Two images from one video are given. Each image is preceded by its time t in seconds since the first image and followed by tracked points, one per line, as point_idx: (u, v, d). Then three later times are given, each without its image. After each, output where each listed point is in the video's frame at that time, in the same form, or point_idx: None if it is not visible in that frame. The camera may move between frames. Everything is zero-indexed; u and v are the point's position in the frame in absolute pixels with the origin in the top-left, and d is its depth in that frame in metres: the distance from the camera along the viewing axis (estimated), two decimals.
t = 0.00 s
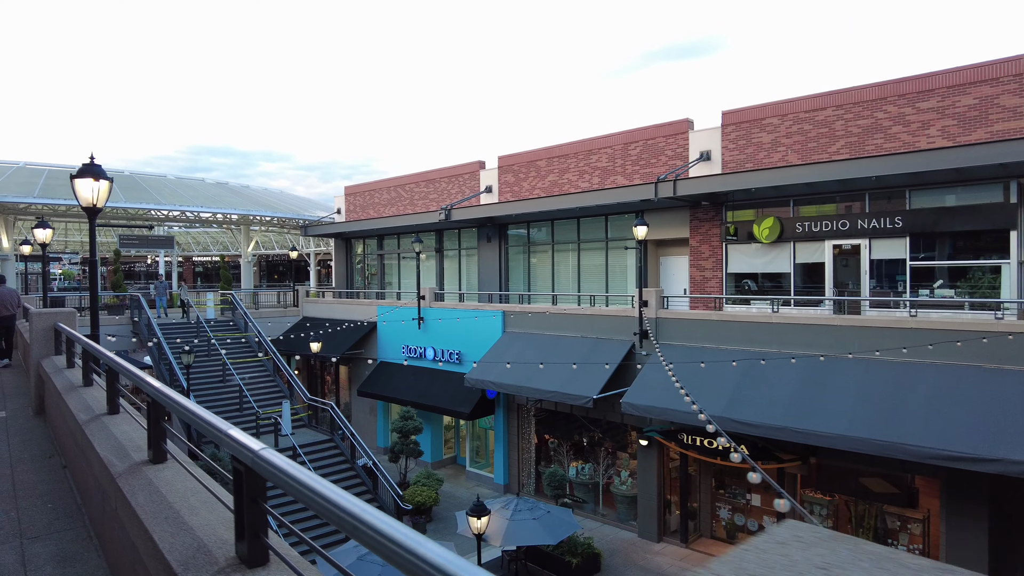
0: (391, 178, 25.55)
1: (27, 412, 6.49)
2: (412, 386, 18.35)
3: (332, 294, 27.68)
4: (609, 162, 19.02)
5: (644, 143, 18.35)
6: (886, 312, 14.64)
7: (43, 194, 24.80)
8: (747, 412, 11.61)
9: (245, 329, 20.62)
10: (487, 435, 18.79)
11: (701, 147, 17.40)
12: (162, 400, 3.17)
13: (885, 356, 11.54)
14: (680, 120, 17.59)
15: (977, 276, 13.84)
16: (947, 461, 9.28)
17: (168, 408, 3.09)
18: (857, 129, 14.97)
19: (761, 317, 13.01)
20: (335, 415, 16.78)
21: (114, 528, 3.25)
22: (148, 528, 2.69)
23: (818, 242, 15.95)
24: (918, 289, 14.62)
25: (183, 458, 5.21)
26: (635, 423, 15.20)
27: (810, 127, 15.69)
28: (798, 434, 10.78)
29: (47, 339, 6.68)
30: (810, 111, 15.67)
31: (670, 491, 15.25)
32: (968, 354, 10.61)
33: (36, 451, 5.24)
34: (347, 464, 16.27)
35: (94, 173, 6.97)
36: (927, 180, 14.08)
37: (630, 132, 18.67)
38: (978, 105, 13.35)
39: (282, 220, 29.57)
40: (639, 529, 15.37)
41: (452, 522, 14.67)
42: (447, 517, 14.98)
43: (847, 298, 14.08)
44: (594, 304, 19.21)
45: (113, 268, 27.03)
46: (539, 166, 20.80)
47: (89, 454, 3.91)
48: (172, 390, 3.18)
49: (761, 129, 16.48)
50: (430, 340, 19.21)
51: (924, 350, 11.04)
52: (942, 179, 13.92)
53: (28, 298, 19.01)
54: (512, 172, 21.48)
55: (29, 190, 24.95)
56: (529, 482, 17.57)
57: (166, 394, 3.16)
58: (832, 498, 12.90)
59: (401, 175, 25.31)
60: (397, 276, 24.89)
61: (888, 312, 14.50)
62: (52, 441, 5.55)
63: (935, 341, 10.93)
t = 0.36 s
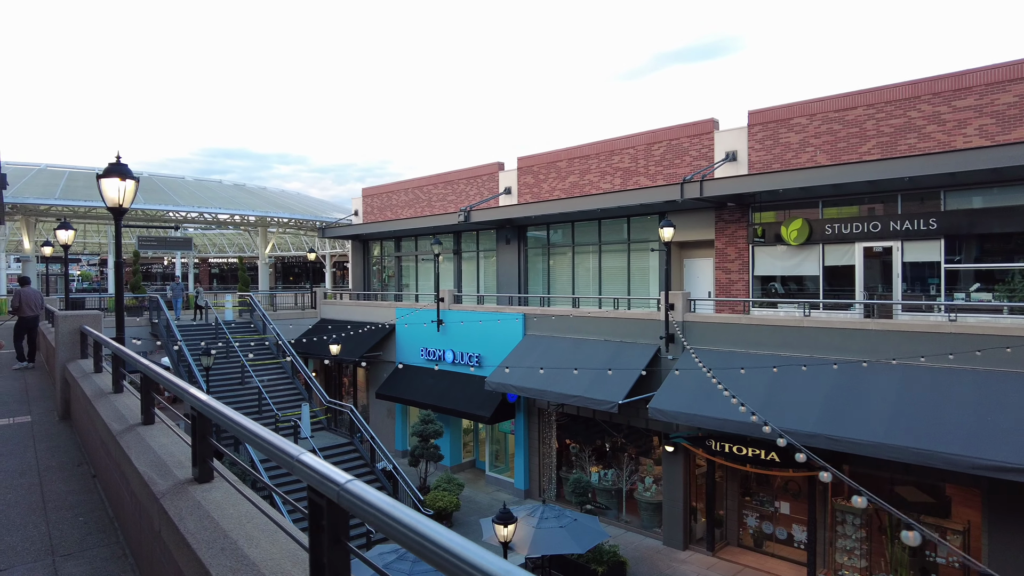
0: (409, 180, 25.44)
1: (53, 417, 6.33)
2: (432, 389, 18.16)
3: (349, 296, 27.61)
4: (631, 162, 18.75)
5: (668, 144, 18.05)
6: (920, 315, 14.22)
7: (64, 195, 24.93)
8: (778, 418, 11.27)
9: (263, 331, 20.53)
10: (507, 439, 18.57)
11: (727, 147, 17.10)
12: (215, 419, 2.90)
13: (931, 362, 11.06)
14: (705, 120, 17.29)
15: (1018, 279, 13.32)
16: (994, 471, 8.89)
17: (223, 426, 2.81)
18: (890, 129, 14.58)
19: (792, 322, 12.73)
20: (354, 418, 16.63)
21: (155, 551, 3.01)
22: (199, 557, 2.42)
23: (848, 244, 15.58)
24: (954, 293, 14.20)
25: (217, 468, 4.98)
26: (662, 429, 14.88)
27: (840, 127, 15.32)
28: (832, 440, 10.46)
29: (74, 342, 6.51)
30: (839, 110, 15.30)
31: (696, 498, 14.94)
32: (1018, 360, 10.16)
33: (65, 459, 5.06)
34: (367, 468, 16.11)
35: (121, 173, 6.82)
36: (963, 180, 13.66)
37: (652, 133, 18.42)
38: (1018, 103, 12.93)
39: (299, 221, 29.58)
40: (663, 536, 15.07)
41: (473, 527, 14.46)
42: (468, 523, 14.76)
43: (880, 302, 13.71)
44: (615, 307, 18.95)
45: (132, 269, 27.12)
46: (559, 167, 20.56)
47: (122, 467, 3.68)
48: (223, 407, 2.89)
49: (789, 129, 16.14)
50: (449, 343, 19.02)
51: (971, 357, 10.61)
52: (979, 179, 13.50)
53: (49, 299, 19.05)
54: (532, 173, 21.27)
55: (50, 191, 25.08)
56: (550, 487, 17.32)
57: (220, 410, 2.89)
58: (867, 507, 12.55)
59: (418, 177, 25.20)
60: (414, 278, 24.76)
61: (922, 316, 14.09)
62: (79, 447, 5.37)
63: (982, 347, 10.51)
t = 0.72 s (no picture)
0: (423, 179, 25.24)
1: (67, 420, 6.14)
2: (447, 389, 17.95)
3: (362, 296, 27.48)
4: (650, 159, 18.45)
5: (687, 139, 17.77)
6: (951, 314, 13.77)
7: (79, 195, 24.97)
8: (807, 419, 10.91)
9: (278, 331, 20.40)
10: (524, 441, 18.33)
11: (749, 143, 16.75)
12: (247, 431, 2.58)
13: (973, 362, 10.58)
14: (726, 114, 16.93)
15: None
16: None
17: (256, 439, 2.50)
18: (919, 122, 14.15)
19: (819, 320, 12.34)
20: (370, 419, 16.45)
21: None
22: None
23: (875, 241, 15.16)
24: (987, 290, 13.71)
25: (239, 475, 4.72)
26: (684, 431, 14.59)
27: (866, 120, 14.91)
28: (864, 444, 10.07)
29: (89, 343, 6.31)
30: (866, 103, 14.89)
31: (719, 501, 14.61)
32: None
33: (78, 465, 4.84)
34: (383, 469, 15.94)
35: (135, 169, 6.61)
36: (996, 174, 13.21)
37: (672, 128, 18.10)
38: None
39: (312, 221, 29.50)
40: (685, 540, 14.76)
41: (492, 530, 14.23)
42: (487, 525, 14.54)
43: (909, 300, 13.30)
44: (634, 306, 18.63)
45: (147, 269, 27.14)
46: (575, 164, 20.27)
47: (139, 478, 3.43)
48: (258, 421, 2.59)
49: (813, 123, 15.74)
50: (465, 342, 18.80)
51: (1016, 357, 10.11)
52: (1014, 172, 13.04)
53: (65, 299, 19.02)
54: (547, 171, 21.00)
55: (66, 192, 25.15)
56: (568, 489, 17.04)
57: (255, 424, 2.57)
58: (898, 512, 12.14)
59: (432, 176, 25.01)
60: (428, 277, 24.58)
61: (953, 314, 13.65)
62: (94, 453, 5.15)
63: None
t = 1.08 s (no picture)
0: (442, 177, 25.02)
1: (87, 426, 5.94)
2: (468, 390, 17.72)
3: (380, 295, 27.35)
4: (674, 154, 18.11)
5: (714, 135, 17.42)
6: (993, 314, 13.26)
7: (99, 195, 25.06)
8: (845, 424, 10.57)
9: (297, 330, 20.28)
10: (546, 442, 18.06)
11: (777, 138, 16.31)
12: (267, 441, 2.21)
13: None
14: (753, 109, 16.52)
15: None
16: None
17: (278, 452, 2.13)
18: (957, 114, 13.61)
19: (855, 320, 11.90)
20: (391, 420, 16.27)
21: None
22: None
23: (910, 238, 14.64)
24: None
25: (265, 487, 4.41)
26: (713, 434, 14.25)
27: (901, 113, 14.40)
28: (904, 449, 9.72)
29: (109, 346, 6.09)
30: (901, 96, 14.38)
31: (747, 505, 14.21)
32: None
33: (99, 475, 4.61)
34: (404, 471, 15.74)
35: (156, 165, 6.38)
36: None
37: (698, 123, 17.74)
38: None
39: (331, 220, 29.43)
40: (714, 545, 14.43)
41: (515, 534, 13.96)
42: (510, 529, 14.28)
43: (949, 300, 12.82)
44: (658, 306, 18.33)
45: (166, 269, 27.21)
46: (597, 161, 19.93)
47: (163, 495, 3.16)
48: (281, 430, 2.20)
49: (844, 117, 15.25)
50: (485, 342, 18.55)
51: None
52: None
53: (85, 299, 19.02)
54: (568, 168, 20.67)
55: (86, 192, 25.26)
56: (592, 493, 16.74)
57: (275, 432, 2.20)
58: (939, 519, 11.66)
59: (450, 174, 24.79)
60: (447, 276, 24.37)
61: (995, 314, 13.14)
62: (115, 462, 4.93)
63: None
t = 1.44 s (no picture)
0: (464, 178, 24.81)
1: (115, 432, 5.76)
2: (491, 394, 17.46)
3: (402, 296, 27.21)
4: (705, 153, 17.77)
5: (746, 133, 17.07)
6: None
7: (124, 196, 25.20)
8: (892, 435, 10.06)
9: (320, 332, 20.17)
10: (571, 448, 17.76)
11: (812, 137, 15.84)
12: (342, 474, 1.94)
13: None
14: (787, 107, 16.09)
15: None
16: None
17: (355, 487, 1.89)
18: (1005, 111, 13.04)
19: (898, 325, 11.42)
20: (415, 423, 16.08)
21: None
22: None
23: (954, 240, 14.06)
24: None
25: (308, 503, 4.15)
26: (747, 441, 13.84)
27: (944, 111, 13.86)
28: (957, 461, 9.20)
29: (137, 350, 5.88)
30: (944, 93, 13.85)
31: (782, 515, 13.77)
32: None
33: (131, 487, 4.40)
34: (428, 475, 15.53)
35: (186, 163, 6.17)
36: None
37: (730, 122, 17.37)
38: None
39: (353, 221, 29.41)
40: (747, 556, 14.03)
41: (542, 542, 13.66)
42: (537, 537, 13.99)
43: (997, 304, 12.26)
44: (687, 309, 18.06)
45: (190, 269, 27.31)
46: (623, 161, 19.60)
47: (205, 520, 2.88)
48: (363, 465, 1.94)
49: (883, 115, 14.74)
50: (509, 345, 18.27)
51: None
52: None
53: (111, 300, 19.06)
54: (594, 168, 20.34)
55: (112, 193, 25.44)
56: (619, 500, 16.41)
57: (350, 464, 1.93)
58: (989, 534, 11.10)
59: (473, 175, 24.58)
60: (469, 278, 24.15)
61: None
62: (146, 472, 4.72)
63: None
